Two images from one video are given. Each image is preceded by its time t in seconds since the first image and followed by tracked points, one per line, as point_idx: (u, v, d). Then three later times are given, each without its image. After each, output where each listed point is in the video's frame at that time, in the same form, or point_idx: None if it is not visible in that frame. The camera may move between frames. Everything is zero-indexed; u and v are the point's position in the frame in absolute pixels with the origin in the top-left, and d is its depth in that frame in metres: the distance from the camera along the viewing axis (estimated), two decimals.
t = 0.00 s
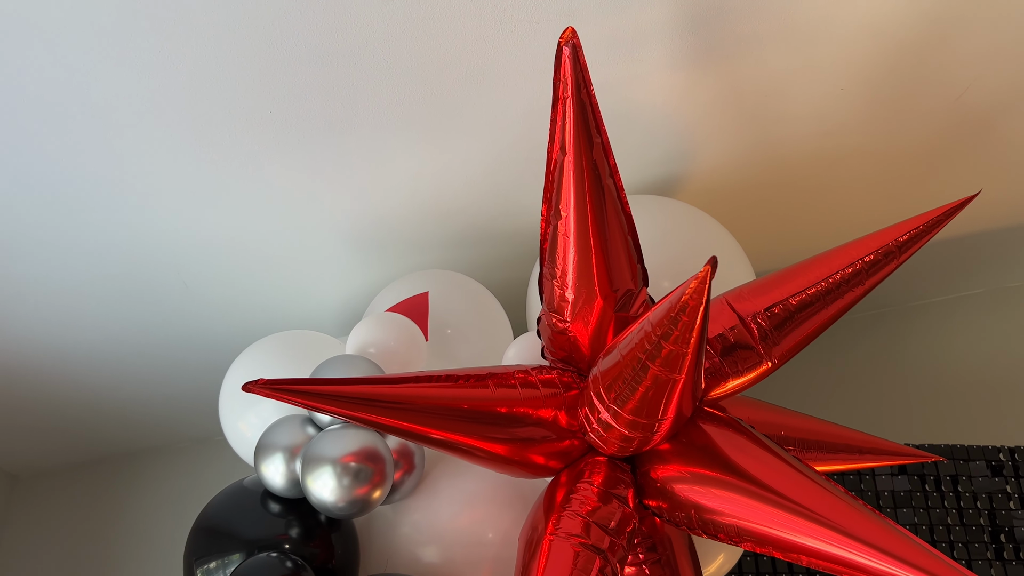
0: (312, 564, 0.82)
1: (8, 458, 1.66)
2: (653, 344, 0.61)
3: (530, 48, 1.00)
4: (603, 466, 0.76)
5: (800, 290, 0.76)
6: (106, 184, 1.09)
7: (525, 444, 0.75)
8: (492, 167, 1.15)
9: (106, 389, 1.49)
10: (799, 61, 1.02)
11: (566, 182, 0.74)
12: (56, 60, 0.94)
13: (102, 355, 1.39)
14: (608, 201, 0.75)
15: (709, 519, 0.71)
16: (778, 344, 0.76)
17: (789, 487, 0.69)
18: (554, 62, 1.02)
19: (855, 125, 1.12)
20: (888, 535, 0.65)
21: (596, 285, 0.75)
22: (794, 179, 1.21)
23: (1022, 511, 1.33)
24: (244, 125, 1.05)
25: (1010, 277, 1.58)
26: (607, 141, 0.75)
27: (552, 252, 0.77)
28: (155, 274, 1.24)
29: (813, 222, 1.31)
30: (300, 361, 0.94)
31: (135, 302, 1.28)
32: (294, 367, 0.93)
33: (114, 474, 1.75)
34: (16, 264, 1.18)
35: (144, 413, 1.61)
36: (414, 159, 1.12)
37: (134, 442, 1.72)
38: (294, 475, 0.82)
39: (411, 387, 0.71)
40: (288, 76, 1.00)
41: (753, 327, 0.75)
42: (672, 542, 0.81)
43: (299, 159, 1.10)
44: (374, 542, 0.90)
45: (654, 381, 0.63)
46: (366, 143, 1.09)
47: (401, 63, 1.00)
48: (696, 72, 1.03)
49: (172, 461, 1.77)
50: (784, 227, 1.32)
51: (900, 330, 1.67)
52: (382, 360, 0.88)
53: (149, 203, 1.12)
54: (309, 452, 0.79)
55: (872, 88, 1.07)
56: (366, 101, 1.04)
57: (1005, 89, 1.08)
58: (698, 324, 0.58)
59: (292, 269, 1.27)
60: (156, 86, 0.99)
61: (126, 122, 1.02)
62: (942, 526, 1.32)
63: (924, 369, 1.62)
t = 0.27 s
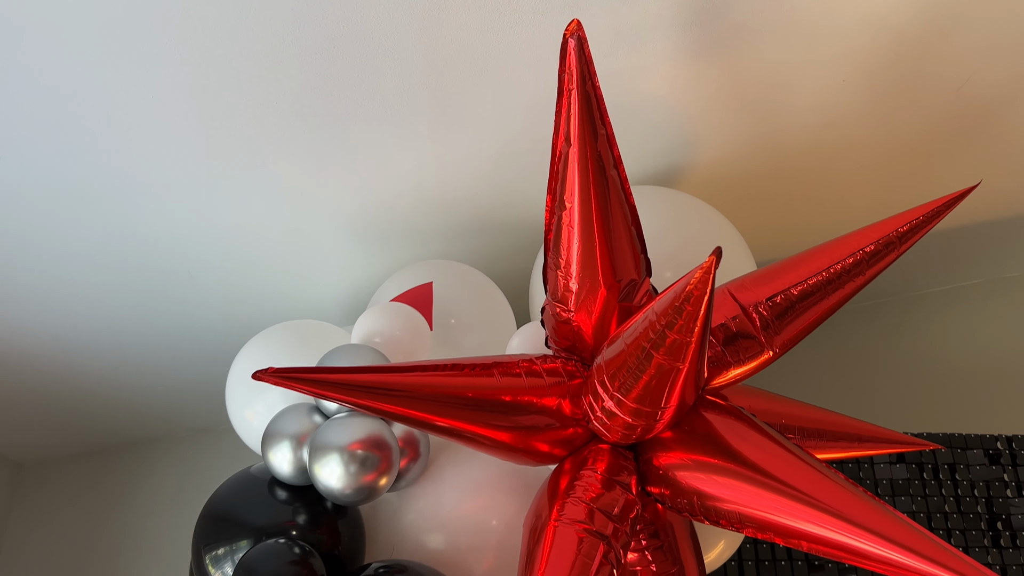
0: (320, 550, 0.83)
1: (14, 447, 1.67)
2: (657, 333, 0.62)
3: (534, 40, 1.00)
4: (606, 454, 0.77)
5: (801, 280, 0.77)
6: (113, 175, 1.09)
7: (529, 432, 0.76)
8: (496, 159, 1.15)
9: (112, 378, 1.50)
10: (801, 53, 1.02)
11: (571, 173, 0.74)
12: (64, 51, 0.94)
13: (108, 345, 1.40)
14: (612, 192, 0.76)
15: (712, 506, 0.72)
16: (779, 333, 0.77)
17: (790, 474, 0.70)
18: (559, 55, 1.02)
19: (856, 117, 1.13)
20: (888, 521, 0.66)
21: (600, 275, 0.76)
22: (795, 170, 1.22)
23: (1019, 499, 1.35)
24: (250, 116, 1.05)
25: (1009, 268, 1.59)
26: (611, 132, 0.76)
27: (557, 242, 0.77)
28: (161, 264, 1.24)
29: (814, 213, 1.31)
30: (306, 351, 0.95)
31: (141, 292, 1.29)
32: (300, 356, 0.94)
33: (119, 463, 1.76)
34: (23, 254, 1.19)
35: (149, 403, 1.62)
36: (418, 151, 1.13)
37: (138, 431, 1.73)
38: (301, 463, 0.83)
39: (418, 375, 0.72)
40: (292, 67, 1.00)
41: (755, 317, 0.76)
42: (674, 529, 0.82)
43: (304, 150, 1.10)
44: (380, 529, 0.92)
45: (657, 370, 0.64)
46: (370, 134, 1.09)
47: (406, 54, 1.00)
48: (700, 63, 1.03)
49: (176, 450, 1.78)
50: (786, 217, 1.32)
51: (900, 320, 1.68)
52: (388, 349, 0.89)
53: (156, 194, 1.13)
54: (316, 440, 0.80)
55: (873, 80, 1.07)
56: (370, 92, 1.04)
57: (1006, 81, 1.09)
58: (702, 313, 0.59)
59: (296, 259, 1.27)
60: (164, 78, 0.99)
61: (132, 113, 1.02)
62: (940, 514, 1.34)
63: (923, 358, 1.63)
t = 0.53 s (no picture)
0: (327, 533, 0.85)
1: (21, 432, 1.69)
2: (661, 320, 0.63)
3: (538, 28, 1.00)
4: (609, 438, 0.78)
5: (802, 268, 0.78)
6: (120, 163, 1.10)
7: (533, 417, 0.77)
8: (499, 147, 1.16)
9: (119, 364, 1.51)
10: (803, 41, 1.03)
11: (576, 162, 0.75)
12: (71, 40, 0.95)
13: (114, 331, 1.41)
14: (616, 180, 0.77)
15: (713, 489, 0.74)
16: (780, 320, 0.78)
17: (790, 458, 0.71)
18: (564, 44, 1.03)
19: (857, 105, 1.13)
20: (885, 504, 0.67)
21: (604, 262, 0.77)
22: (796, 158, 1.23)
23: (1014, 484, 1.36)
24: (256, 105, 1.06)
25: (1006, 255, 1.60)
26: (615, 122, 0.76)
27: (561, 230, 0.78)
28: (167, 251, 1.25)
29: (815, 200, 1.32)
30: (312, 337, 0.96)
31: (147, 278, 1.30)
32: (307, 342, 0.95)
33: (125, 448, 1.78)
34: (30, 241, 1.20)
35: (154, 388, 1.63)
36: (421, 139, 1.13)
37: (144, 416, 1.75)
38: (308, 447, 0.84)
39: (425, 361, 0.73)
40: (297, 56, 1.01)
41: (756, 304, 0.77)
42: (675, 512, 0.84)
43: (309, 138, 1.11)
44: (386, 512, 0.93)
45: (661, 356, 0.65)
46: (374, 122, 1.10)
47: (410, 43, 1.01)
48: (703, 52, 1.04)
49: (181, 435, 1.80)
50: (787, 204, 1.33)
51: (898, 306, 1.69)
52: (393, 336, 0.90)
53: (162, 182, 1.14)
54: (324, 424, 0.81)
55: (874, 69, 1.08)
56: (374, 80, 1.05)
57: (1006, 70, 1.09)
58: (706, 300, 0.60)
59: (301, 246, 1.28)
60: (171, 66, 0.99)
61: (139, 101, 1.03)
62: (936, 498, 1.36)
63: (921, 345, 1.65)
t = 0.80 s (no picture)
0: (335, 513, 0.87)
1: (28, 416, 1.71)
2: (663, 305, 0.65)
3: (541, 15, 1.01)
4: (611, 421, 0.80)
5: (801, 253, 0.79)
6: (126, 149, 1.11)
7: (535, 400, 0.79)
8: (502, 133, 1.17)
9: (125, 349, 1.52)
10: (805, 27, 1.03)
11: (579, 149, 0.76)
12: (77, 28, 0.95)
13: (120, 316, 1.42)
14: (619, 167, 0.78)
15: (712, 470, 0.75)
16: (779, 305, 0.79)
17: (788, 440, 0.73)
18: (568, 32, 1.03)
19: (857, 91, 1.14)
20: (881, 485, 0.69)
21: (606, 248, 0.78)
22: (797, 144, 1.23)
23: (1008, 466, 1.39)
24: (260, 92, 1.06)
25: (1004, 239, 1.62)
26: (618, 110, 0.77)
27: (564, 216, 0.79)
28: (172, 236, 1.26)
29: (815, 186, 1.33)
30: (318, 321, 0.97)
31: (152, 264, 1.31)
32: (312, 326, 0.97)
33: (131, 431, 1.80)
34: (36, 227, 1.20)
35: (159, 372, 1.65)
36: (425, 126, 1.14)
37: (150, 399, 1.77)
38: (316, 429, 0.86)
39: (430, 346, 0.75)
40: (301, 43, 1.01)
41: (756, 289, 0.78)
42: (675, 493, 0.85)
43: (313, 125, 1.11)
44: (391, 494, 0.95)
45: (663, 341, 0.66)
46: (377, 109, 1.11)
47: (414, 30, 1.01)
48: (705, 38, 1.04)
49: (187, 419, 1.82)
50: (786, 190, 1.34)
51: (896, 291, 1.71)
52: (398, 320, 0.91)
53: (168, 168, 1.14)
54: (331, 408, 0.83)
55: (874, 56, 1.08)
56: (378, 67, 1.05)
57: (1004, 55, 1.10)
58: (708, 286, 0.61)
59: (305, 232, 1.29)
60: (176, 54, 1.00)
61: (145, 89, 1.03)
62: (932, 480, 1.38)
63: (919, 328, 1.66)
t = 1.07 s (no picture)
0: (340, 492, 0.88)
1: (34, 398, 1.72)
2: (664, 288, 0.66)
3: None
4: (611, 402, 0.81)
5: (800, 237, 0.80)
6: (129, 134, 1.11)
7: (537, 381, 0.80)
8: (503, 118, 1.17)
9: (129, 332, 1.54)
10: (806, 12, 1.03)
11: (581, 134, 0.77)
12: (80, 13, 0.95)
13: (124, 299, 1.43)
14: (620, 152, 0.79)
15: (711, 450, 0.77)
16: (777, 288, 0.80)
17: (786, 421, 0.74)
18: (570, 17, 1.04)
19: (857, 76, 1.14)
20: (876, 464, 0.70)
21: (607, 232, 0.79)
22: (797, 129, 1.24)
23: (1002, 447, 1.41)
24: (263, 77, 1.06)
25: (1001, 223, 1.63)
26: (620, 95, 0.78)
27: (566, 200, 0.80)
28: (176, 220, 1.27)
29: (815, 170, 1.34)
30: (322, 304, 0.99)
31: (156, 247, 1.32)
32: (316, 310, 0.98)
33: (136, 414, 1.82)
34: (40, 211, 1.21)
35: (162, 355, 1.66)
36: (426, 110, 1.14)
37: (153, 382, 1.78)
38: (321, 410, 0.87)
39: (434, 328, 0.76)
40: (303, 28, 1.01)
41: (755, 272, 0.79)
42: (674, 473, 0.87)
43: (315, 110, 1.12)
44: (395, 474, 0.96)
45: (663, 323, 0.68)
46: (379, 94, 1.11)
47: (416, 14, 1.01)
48: (706, 23, 1.04)
49: (190, 402, 1.84)
50: (786, 175, 1.35)
51: (894, 274, 1.72)
52: (401, 304, 0.92)
53: (171, 153, 1.15)
54: (336, 389, 0.84)
55: (873, 40, 1.09)
56: (379, 51, 1.05)
57: (1003, 39, 1.10)
58: (708, 269, 0.62)
59: (308, 216, 1.30)
60: (178, 38, 1.00)
61: (147, 74, 1.03)
62: (927, 461, 1.40)
63: (916, 312, 1.68)
